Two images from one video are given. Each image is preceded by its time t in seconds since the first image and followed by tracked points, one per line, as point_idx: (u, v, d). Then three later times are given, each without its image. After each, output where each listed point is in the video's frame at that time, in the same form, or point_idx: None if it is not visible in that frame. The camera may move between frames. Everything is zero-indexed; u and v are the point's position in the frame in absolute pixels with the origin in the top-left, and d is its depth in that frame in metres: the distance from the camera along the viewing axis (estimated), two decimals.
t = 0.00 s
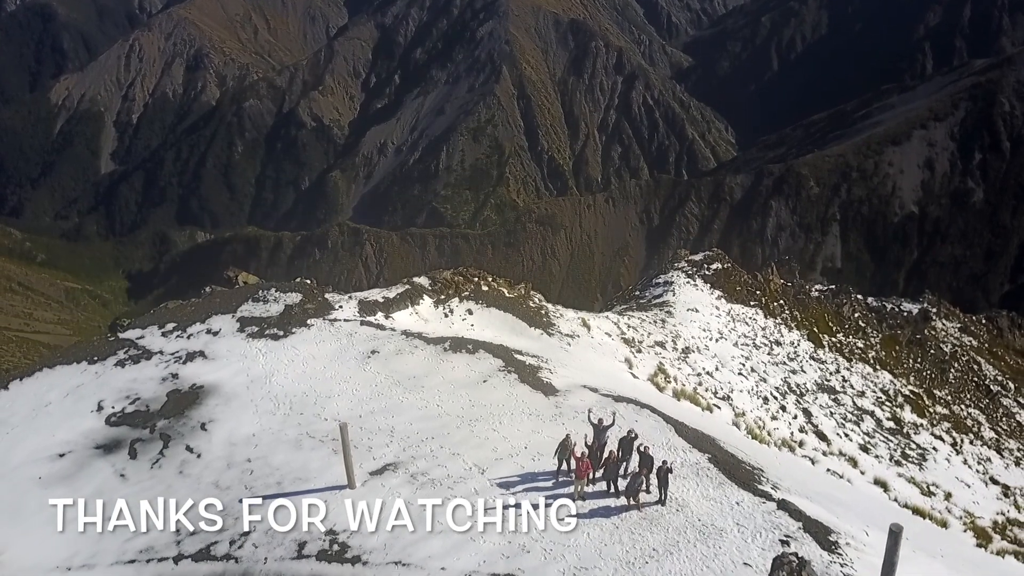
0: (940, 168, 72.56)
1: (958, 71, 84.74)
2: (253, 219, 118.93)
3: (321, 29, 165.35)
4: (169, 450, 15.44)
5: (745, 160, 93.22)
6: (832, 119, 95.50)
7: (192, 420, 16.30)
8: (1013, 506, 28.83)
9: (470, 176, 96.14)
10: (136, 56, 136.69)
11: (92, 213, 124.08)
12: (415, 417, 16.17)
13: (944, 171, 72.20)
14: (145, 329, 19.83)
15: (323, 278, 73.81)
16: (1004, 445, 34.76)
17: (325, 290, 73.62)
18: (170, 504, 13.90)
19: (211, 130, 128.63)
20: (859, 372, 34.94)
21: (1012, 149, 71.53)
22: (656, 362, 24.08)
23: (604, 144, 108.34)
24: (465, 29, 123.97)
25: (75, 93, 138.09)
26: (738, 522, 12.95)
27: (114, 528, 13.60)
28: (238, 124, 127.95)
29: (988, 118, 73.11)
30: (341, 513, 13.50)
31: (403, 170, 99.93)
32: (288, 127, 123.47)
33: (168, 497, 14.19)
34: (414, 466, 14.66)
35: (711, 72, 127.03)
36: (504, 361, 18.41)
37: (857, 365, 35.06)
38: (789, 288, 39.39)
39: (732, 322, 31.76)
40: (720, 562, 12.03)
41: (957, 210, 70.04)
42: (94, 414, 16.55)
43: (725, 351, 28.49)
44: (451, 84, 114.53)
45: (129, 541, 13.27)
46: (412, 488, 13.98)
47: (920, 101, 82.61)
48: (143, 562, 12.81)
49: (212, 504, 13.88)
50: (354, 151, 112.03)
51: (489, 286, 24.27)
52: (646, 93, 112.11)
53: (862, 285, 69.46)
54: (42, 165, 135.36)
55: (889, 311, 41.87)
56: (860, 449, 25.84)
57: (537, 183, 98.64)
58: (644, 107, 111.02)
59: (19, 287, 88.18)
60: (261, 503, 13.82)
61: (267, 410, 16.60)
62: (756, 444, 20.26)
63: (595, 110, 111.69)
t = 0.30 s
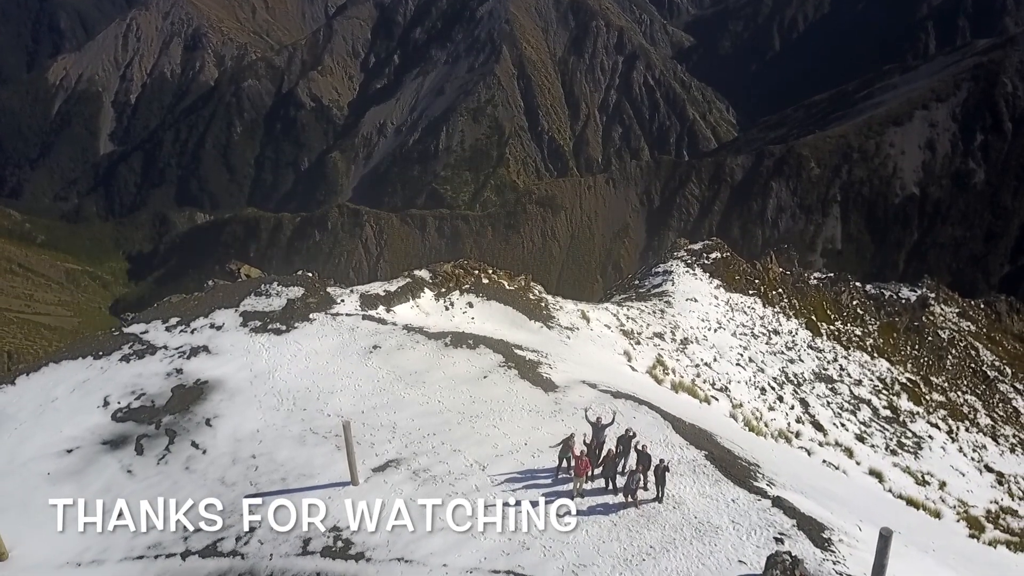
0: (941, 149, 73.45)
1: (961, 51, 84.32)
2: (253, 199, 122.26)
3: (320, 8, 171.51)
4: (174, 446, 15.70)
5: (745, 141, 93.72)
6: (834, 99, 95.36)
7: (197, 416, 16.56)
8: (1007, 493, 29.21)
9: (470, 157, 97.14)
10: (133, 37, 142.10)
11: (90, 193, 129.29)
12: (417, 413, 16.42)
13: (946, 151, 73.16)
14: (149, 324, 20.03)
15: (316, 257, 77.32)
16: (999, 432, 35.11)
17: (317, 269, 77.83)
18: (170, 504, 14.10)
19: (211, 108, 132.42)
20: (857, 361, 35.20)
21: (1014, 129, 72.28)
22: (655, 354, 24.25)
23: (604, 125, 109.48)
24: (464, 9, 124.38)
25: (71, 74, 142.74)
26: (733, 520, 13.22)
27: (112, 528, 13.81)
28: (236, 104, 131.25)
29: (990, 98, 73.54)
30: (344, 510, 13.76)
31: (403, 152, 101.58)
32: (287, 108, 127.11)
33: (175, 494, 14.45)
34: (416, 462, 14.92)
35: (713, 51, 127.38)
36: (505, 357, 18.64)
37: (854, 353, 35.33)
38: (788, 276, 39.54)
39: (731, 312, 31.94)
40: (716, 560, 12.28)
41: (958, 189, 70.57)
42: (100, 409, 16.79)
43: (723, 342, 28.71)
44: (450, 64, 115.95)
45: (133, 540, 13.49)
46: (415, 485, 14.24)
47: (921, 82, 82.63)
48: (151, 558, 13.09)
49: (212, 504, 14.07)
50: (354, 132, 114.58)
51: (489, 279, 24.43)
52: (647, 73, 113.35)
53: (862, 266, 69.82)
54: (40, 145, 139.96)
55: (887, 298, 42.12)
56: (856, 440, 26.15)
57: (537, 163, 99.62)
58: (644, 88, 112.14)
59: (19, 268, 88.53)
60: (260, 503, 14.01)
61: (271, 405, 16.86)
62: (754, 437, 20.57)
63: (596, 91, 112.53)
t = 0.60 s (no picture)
0: (943, 129, 75.70)
1: (964, 31, 84.06)
2: (252, 180, 125.23)
3: None
4: (181, 443, 15.97)
5: (746, 122, 94.59)
6: (835, 79, 95.38)
7: (203, 412, 16.81)
8: (1001, 482, 29.55)
9: (470, 138, 98.61)
10: (131, 16, 143.27)
11: (89, 173, 132.26)
12: (418, 409, 16.69)
13: (947, 132, 75.24)
14: (154, 319, 20.28)
15: (316, 239, 80.44)
16: (995, 419, 35.47)
17: (314, 252, 80.30)
18: (172, 504, 14.32)
19: (209, 89, 134.20)
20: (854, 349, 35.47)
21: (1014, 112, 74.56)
22: (654, 346, 24.53)
23: (606, 105, 111.15)
24: None
25: (70, 54, 144.83)
26: (729, 518, 13.50)
27: (113, 528, 14.02)
28: (235, 84, 132.78)
29: (993, 79, 75.53)
30: (348, 507, 14.00)
31: (404, 133, 103.40)
32: (286, 88, 128.48)
33: (182, 490, 14.72)
34: (419, 459, 15.19)
35: (715, 31, 129.02)
36: (506, 353, 18.92)
37: (852, 341, 35.61)
38: (787, 264, 39.72)
39: (729, 301, 32.18)
40: (711, 558, 12.55)
41: (959, 172, 72.86)
42: (107, 405, 17.08)
43: (722, 332, 28.99)
44: (449, 43, 116.68)
45: (138, 538, 13.74)
46: (417, 483, 14.49)
47: (923, 62, 82.81)
48: (159, 554, 13.36)
49: (214, 503, 14.29)
50: (355, 113, 116.43)
51: (489, 271, 24.57)
52: (649, 53, 114.30)
53: (862, 246, 73.10)
54: (39, 126, 141.78)
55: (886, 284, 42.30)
56: (853, 430, 26.48)
57: (536, 142, 101.85)
58: (645, 67, 113.26)
59: (19, 250, 88.93)
60: (260, 503, 14.20)
61: (275, 402, 17.11)
62: (750, 428, 20.93)
63: (596, 71, 114.03)
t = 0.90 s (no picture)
0: (945, 110, 75.49)
1: (967, 11, 83.61)
2: (251, 161, 125.67)
3: None
4: (187, 440, 16.27)
5: (746, 103, 94.80)
6: (837, 59, 94.94)
7: (208, 409, 17.10)
8: (995, 471, 29.88)
9: (470, 119, 98.80)
10: None
11: (87, 154, 132.77)
12: (420, 407, 16.97)
13: (949, 114, 75.17)
14: (158, 315, 20.63)
15: (315, 222, 81.57)
16: (991, 406, 35.74)
17: (314, 233, 81.07)
18: (177, 502, 14.59)
19: (208, 69, 134.31)
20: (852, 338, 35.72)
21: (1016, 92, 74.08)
22: (652, 339, 24.81)
23: (606, 85, 111.32)
24: None
25: (67, 34, 144.92)
26: (724, 516, 13.81)
27: (120, 525, 14.31)
28: (234, 64, 132.72)
29: (995, 59, 75.03)
30: (352, 505, 14.28)
31: (403, 113, 103.47)
32: (286, 68, 128.22)
33: (189, 487, 15.01)
34: (421, 457, 15.47)
35: (716, 11, 128.31)
36: (506, 349, 19.23)
37: (849, 331, 35.87)
38: (786, 254, 39.88)
39: (728, 292, 32.41)
40: (706, 556, 12.84)
41: (959, 153, 73.05)
42: (114, 402, 17.37)
43: (719, 323, 29.25)
44: (449, 23, 115.79)
45: (143, 537, 14.00)
46: (419, 481, 14.78)
47: (926, 42, 82.30)
48: (168, 551, 13.63)
49: (220, 501, 14.57)
50: (354, 93, 116.12)
51: (490, 265, 24.82)
52: (650, 33, 113.72)
53: (862, 227, 73.49)
54: (37, 106, 141.67)
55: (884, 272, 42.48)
56: (848, 421, 26.81)
57: (536, 122, 102.02)
58: (646, 47, 112.79)
59: (19, 231, 89.00)
60: (260, 503, 14.42)
61: (279, 399, 17.39)
62: (747, 422, 21.23)
63: (597, 51, 113.66)
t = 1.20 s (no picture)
0: (947, 91, 75.08)
1: None
2: (251, 142, 125.54)
3: None
4: (194, 437, 16.60)
5: (747, 83, 94.73)
6: (840, 39, 94.46)
7: (214, 406, 17.44)
8: (989, 459, 30.19)
9: (470, 99, 98.62)
10: None
11: (86, 136, 132.50)
12: (421, 404, 17.27)
13: (951, 95, 74.71)
14: (163, 312, 21.02)
15: (314, 203, 81.74)
16: (987, 393, 35.98)
17: (314, 214, 81.15)
18: (184, 500, 14.92)
19: (206, 49, 134.44)
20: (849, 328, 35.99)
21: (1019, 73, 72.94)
22: (650, 333, 25.11)
23: (607, 65, 111.13)
24: None
25: (64, 12, 143.43)
26: (719, 515, 14.14)
27: (128, 522, 14.65)
28: (232, 45, 132.75)
29: (999, 39, 74.24)
30: (355, 504, 14.59)
31: (403, 94, 103.29)
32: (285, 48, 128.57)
33: (197, 485, 15.36)
34: (422, 455, 15.79)
35: None
36: (506, 347, 19.56)
37: (847, 320, 36.15)
38: (785, 243, 40.05)
39: (727, 283, 32.66)
40: (701, 555, 13.17)
41: (962, 134, 72.59)
42: (121, 399, 17.74)
43: (718, 315, 29.54)
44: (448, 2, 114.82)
45: (153, 533, 14.35)
46: (421, 479, 15.10)
47: (930, 22, 81.60)
48: (177, 548, 13.96)
49: (226, 498, 14.90)
50: (354, 74, 115.74)
51: (490, 259, 25.03)
52: (651, 13, 112.96)
53: (863, 209, 73.59)
54: (34, 87, 140.96)
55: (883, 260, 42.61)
56: (843, 413, 27.16)
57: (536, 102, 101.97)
58: (647, 27, 112.16)
59: (19, 213, 88.55)
60: (262, 502, 14.72)
61: (283, 396, 17.70)
62: (743, 416, 21.59)
63: (598, 31, 112.98)
